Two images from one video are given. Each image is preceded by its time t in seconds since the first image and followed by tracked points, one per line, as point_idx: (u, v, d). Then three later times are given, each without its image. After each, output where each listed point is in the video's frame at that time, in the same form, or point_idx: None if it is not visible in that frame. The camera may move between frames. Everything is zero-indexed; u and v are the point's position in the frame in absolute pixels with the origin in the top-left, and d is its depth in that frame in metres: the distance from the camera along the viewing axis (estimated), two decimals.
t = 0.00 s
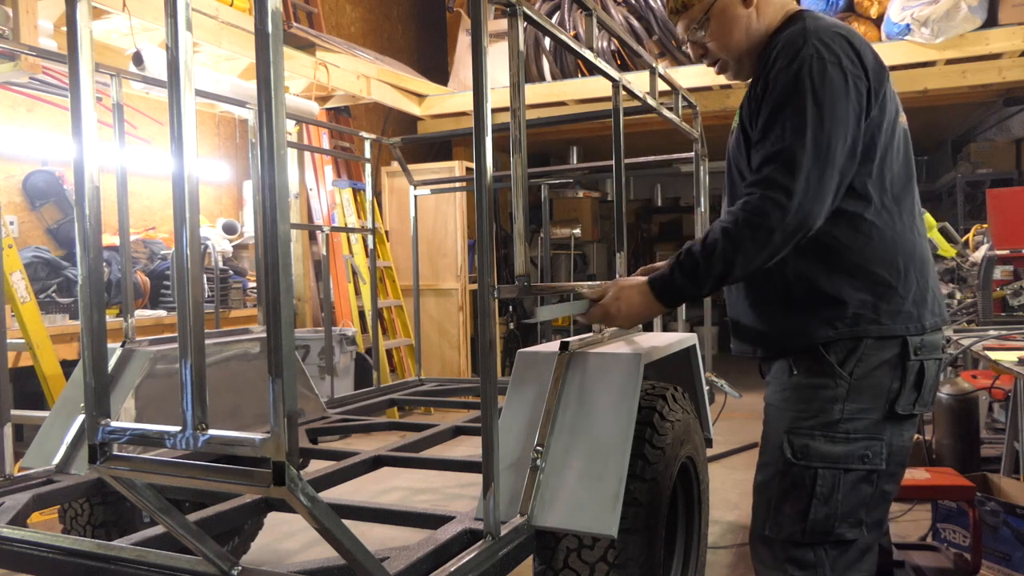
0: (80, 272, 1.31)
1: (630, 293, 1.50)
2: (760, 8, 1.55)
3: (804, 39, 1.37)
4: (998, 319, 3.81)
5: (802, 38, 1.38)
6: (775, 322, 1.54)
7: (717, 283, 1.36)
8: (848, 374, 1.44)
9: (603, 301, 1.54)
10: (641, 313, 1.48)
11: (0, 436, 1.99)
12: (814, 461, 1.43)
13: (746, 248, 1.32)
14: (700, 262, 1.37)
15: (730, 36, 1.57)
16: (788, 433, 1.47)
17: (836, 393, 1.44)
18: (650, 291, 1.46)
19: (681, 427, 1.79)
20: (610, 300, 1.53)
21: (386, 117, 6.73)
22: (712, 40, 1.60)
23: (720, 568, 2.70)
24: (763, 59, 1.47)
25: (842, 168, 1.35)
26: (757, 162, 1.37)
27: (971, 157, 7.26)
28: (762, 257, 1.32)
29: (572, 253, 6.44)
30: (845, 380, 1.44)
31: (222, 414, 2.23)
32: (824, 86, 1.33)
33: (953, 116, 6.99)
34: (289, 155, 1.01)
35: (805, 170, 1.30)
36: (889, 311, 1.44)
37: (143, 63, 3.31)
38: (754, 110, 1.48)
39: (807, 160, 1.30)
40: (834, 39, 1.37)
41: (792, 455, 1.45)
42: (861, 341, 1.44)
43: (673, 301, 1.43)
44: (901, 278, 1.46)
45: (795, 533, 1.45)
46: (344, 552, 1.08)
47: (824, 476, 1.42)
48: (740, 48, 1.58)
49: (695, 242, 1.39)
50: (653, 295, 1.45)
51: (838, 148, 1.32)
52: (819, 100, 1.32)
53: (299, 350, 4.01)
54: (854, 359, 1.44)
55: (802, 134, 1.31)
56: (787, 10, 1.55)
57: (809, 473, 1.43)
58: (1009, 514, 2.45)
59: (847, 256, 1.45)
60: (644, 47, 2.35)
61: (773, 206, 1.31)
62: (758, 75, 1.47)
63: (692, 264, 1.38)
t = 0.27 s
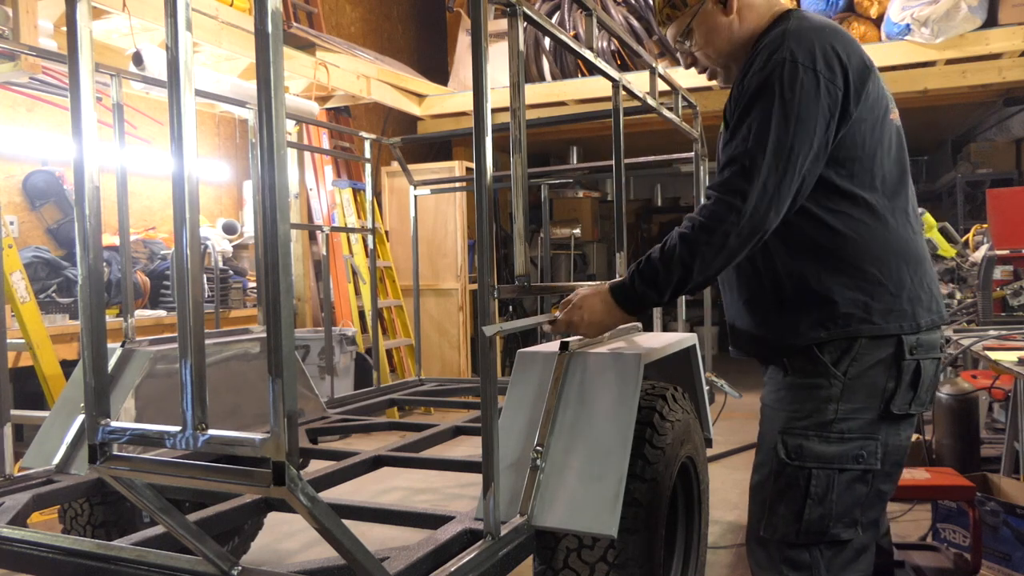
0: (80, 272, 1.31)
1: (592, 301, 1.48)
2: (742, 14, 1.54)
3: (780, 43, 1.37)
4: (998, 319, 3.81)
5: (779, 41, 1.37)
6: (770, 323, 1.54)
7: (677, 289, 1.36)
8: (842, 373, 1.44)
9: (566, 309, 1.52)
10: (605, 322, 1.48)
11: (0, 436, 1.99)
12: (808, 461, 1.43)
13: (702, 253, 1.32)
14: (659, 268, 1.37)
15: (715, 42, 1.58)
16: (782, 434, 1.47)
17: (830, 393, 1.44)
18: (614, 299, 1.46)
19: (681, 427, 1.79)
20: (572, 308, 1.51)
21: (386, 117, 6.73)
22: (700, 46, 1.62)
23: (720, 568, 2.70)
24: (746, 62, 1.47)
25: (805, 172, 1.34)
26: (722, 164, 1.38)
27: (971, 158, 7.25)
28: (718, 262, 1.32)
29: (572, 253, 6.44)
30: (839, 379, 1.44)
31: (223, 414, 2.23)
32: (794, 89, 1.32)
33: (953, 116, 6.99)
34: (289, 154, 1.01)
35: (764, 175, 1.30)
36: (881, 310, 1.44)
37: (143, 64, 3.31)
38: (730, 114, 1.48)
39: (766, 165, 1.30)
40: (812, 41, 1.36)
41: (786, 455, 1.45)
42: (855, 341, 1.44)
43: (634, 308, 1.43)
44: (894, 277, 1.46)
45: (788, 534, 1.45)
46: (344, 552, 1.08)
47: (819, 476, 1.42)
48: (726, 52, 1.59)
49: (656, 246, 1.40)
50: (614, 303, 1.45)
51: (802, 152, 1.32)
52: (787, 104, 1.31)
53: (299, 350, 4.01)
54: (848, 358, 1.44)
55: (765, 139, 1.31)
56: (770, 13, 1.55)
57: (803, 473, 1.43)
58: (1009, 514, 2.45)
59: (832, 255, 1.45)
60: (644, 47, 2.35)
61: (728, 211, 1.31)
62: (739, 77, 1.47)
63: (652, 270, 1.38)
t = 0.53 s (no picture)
0: (80, 272, 1.31)
1: (593, 305, 1.48)
2: (735, 15, 1.54)
3: (776, 42, 1.37)
4: (998, 319, 3.81)
5: (775, 40, 1.37)
6: (767, 324, 1.54)
7: (679, 290, 1.37)
8: (840, 373, 1.44)
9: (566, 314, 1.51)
10: (606, 325, 1.48)
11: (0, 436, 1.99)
12: (805, 462, 1.43)
13: (703, 253, 1.32)
14: (661, 269, 1.38)
15: (710, 44, 1.58)
16: (780, 434, 1.47)
17: (827, 393, 1.44)
18: (616, 302, 1.46)
19: (681, 427, 1.79)
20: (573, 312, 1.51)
21: (386, 117, 6.73)
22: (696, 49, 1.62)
23: (720, 568, 2.70)
24: (742, 63, 1.47)
25: (806, 172, 1.34)
26: (721, 164, 1.38)
27: (971, 158, 7.25)
28: (720, 262, 1.32)
29: (572, 253, 6.44)
30: (837, 379, 1.44)
31: (223, 414, 2.23)
32: (791, 88, 1.32)
33: (953, 116, 6.99)
34: (289, 154, 1.01)
35: (764, 175, 1.30)
36: (879, 309, 1.44)
37: (143, 64, 3.31)
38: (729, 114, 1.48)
39: (766, 164, 1.30)
40: (808, 39, 1.36)
41: (783, 455, 1.45)
42: (852, 341, 1.44)
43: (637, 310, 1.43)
44: (891, 276, 1.46)
45: (786, 534, 1.45)
46: (344, 552, 1.08)
47: (816, 476, 1.42)
48: (722, 53, 1.60)
49: (657, 247, 1.40)
50: (617, 304, 1.46)
51: (801, 151, 1.32)
52: (785, 103, 1.31)
53: (299, 350, 4.01)
54: (846, 358, 1.44)
55: (764, 139, 1.31)
56: (764, 13, 1.55)
57: (801, 473, 1.43)
58: (1009, 514, 2.45)
59: (831, 255, 1.46)
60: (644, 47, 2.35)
61: (729, 211, 1.31)
62: (736, 77, 1.47)
63: (655, 271, 1.39)
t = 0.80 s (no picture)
0: (80, 272, 1.31)
1: (592, 305, 1.49)
2: (735, 15, 1.54)
3: (776, 43, 1.37)
4: (998, 319, 3.81)
5: (775, 41, 1.37)
6: (768, 324, 1.54)
7: (679, 290, 1.37)
8: (841, 373, 1.44)
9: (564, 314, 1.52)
10: (605, 324, 1.48)
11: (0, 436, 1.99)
12: (806, 461, 1.43)
13: (704, 253, 1.32)
14: (662, 269, 1.38)
15: (709, 44, 1.58)
16: (781, 434, 1.47)
17: (828, 393, 1.44)
18: (614, 301, 1.46)
19: (681, 427, 1.79)
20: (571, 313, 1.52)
21: (386, 117, 6.73)
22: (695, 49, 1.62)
23: (720, 568, 2.70)
24: (742, 64, 1.47)
25: (806, 172, 1.34)
26: (721, 164, 1.38)
27: (971, 158, 7.24)
28: (721, 262, 1.32)
29: (572, 253, 6.44)
30: (837, 379, 1.44)
31: (223, 414, 2.23)
32: (792, 88, 1.32)
33: (953, 116, 6.99)
34: (289, 154, 1.01)
35: (764, 176, 1.30)
36: (880, 309, 1.44)
37: (143, 64, 3.31)
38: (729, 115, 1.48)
39: (766, 164, 1.30)
40: (808, 40, 1.36)
41: (784, 455, 1.45)
42: (853, 340, 1.44)
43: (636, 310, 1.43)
44: (892, 276, 1.46)
45: (787, 534, 1.45)
46: (344, 552, 1.08)
47: (817, 476, 1.42)
48: (721, 54, 1.59)
49: (656, 247, 1.40)
50: (616, 305, 1.46)
51: (802, 152, 1.32)
52: (785, 104, 1.31)
53: (299, 350, 4.01)
54: (847, 358, 1.44)
55: (764, 139, 1.31)
56: (764, 14, 1.54)
57: (802, 473, 1.43)
58: (1009, 514, 2.45)
59: (832, 255, 1.46)
60: (644, 47, 2.35)
61: (730, 212, 1.31)
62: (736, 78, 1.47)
63: (655, 271, 1.39)
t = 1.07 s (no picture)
0: (80, 272, 1.31)
1: (581, 308, 1.47)
2: (730, 22, 1.54)
3: (771, 45, 1.37)
4: (998, 320, 3.81)
5: (770, 44, 1.37)
6: (769, 325, 1.54)
7: (665, 290, 1.37)
8: (841, 373, 1.44)
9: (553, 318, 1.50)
10: (596, 326, 1.46)
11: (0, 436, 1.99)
12: (807, 461, 1.43)
13: (690, 253, 1.33)
14: (649, 270, 1.38)
15: (706, 50, 1.59)
16: (782, 433, 1.47)
17: (828, 393, 1.44)
18: (603, 302, 1.45)
19: (681, 427, 1.79)
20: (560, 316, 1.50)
21: (386, 117, 6.73)
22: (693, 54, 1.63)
23: (720, 568, 2.70)
24: (739, 66, 1.47)
25: (796, 173, 1.34)
26: (712, 166, 1.38)
27: (971, 157, 7.24)
28: (708, 263, 1.33)
29: (572, 253, 6.45)
30: (838, 379, 1.44)
31: (222, 414, 2.23)
32: (785, 90, 1.32)
33: (953, 115, 6.99)
34: (289, 154, 1.01)
35: (752, 177, 1.30)
36: (879, 309, 1.44)
37: (143, 64, 3.31)
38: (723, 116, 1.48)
39: (755, 166, 1.31)
40: (803, 42, 1.36)
41: (785, 455, 1.45)
42: (853, 340, 1.44)
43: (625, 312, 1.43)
44: (891, 275, 1.46)
45: (788, 534, 1.45)
46: (344, 552, 1.08)
47: (818, 476, 1.42)
48: (718, 59, 1.60)
49: (644, 248, 1.40)
50: (605, 306, 1.45)
51: (793, 154, 1.32)
52: (777, 106, 1.31)
53: (299, 350, 4.01)
54: (847, 358, 1.44)
55: (753, 142, 1.31)
56: (760, 18, 1.54)
57: (803, 473, 1.43)
58: (1009, 514, 2.45)
59: (828, 255, 1.46)
60: (644, 47, 2.35)
61: (716, 213, 1.32)
62: (732, 80, 1.48)
63: (643, 271, 1.39)
